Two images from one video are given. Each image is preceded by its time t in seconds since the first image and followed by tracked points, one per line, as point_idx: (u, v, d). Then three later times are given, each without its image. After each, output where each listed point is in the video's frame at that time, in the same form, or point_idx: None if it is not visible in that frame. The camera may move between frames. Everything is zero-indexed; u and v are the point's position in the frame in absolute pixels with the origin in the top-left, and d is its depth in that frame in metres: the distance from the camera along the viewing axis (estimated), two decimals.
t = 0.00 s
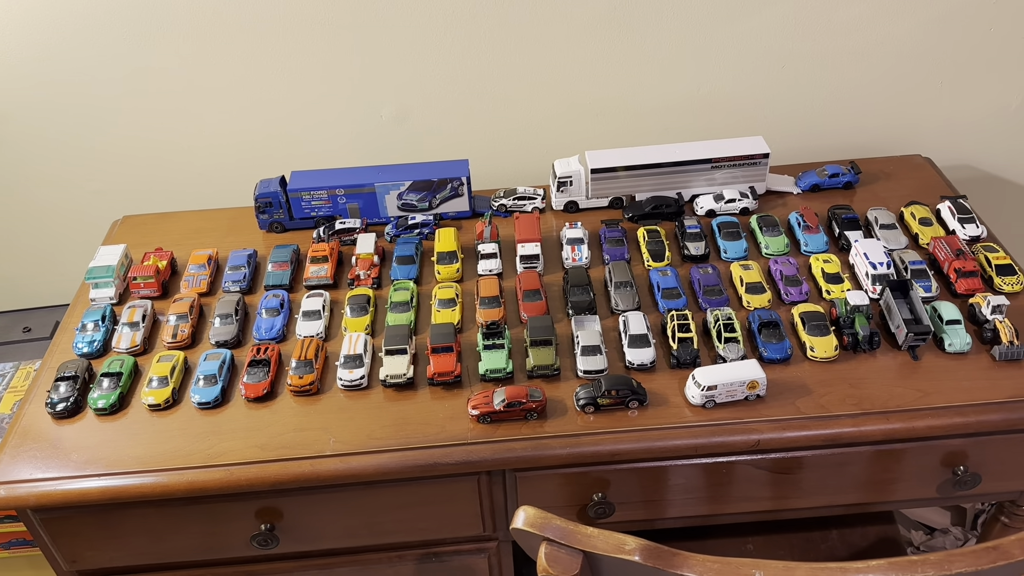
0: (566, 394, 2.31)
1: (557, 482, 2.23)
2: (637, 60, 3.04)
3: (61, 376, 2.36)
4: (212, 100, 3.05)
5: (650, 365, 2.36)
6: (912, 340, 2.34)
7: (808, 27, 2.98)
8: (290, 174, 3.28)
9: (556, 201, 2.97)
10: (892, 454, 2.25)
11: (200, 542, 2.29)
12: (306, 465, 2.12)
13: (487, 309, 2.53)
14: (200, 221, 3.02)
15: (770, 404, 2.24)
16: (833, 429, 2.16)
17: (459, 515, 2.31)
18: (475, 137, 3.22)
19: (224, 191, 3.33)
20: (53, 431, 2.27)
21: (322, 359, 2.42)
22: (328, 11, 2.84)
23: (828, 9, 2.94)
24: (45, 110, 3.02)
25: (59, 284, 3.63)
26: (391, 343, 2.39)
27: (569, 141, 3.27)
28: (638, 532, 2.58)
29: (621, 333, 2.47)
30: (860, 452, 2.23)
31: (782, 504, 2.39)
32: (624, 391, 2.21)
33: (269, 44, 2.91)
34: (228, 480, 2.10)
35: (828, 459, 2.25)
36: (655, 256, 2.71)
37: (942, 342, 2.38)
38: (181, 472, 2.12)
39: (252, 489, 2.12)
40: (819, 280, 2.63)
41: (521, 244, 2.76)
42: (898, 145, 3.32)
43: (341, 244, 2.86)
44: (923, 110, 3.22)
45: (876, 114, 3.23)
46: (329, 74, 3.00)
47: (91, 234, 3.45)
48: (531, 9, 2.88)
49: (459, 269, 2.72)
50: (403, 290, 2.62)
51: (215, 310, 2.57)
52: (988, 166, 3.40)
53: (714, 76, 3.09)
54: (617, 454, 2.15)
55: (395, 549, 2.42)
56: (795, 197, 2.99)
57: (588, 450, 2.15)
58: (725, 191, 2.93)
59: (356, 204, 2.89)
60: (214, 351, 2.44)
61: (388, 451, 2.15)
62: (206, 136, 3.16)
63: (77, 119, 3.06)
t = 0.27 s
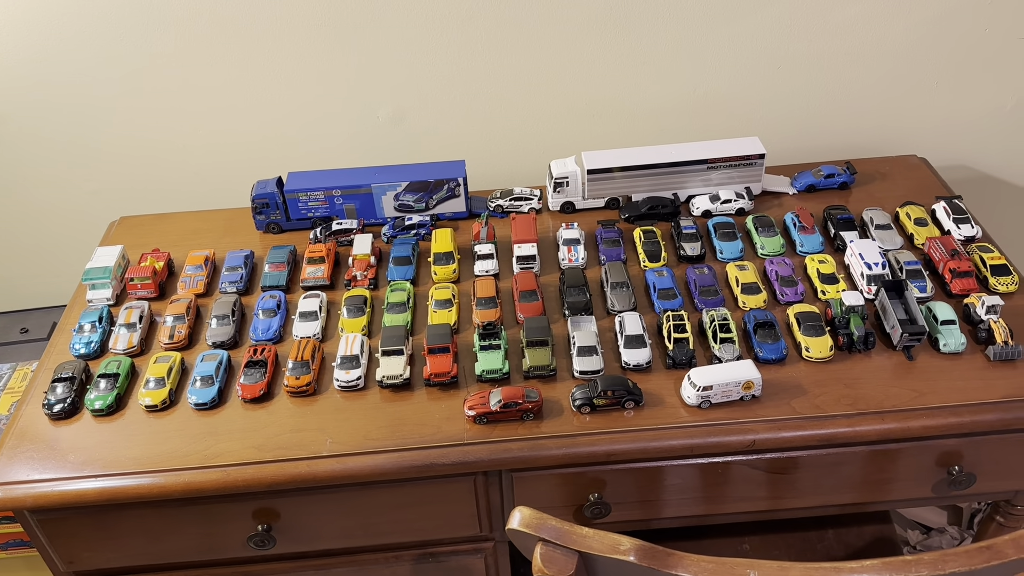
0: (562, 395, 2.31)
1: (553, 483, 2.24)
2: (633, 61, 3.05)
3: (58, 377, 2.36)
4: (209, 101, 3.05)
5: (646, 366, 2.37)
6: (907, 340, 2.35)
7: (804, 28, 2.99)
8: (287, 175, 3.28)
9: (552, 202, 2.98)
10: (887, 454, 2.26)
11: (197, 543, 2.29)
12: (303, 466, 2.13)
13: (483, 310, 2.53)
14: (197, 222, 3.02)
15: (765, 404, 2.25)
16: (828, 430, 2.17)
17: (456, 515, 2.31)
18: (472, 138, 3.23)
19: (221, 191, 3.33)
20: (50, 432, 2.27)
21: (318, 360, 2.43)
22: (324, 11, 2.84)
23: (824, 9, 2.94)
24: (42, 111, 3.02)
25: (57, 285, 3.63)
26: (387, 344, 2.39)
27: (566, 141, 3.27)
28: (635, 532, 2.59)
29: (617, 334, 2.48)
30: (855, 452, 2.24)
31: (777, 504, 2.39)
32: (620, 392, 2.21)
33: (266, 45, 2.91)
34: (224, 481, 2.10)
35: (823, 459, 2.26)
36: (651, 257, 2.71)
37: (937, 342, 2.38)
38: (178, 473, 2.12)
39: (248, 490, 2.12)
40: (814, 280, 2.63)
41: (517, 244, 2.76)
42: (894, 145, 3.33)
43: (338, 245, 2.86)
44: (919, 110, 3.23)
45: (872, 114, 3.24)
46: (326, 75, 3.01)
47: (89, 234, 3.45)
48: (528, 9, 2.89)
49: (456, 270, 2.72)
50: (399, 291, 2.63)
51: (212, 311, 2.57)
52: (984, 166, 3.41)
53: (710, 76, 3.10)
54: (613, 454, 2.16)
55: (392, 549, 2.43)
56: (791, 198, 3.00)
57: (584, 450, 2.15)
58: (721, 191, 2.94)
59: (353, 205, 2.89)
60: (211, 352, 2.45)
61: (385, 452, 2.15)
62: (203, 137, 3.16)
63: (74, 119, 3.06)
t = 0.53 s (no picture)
0: (562, 396, 2.30)
1: (553, 485, 2.23)
2: (633, 61, 3.04)
3: (56, 379, 2.35)
4: (207, 102, 3.04)
5: (646, 367, 2.36)
6: (909, 342, 2.34)
7: (804, 28, 2.98)
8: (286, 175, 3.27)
9: (552, 203, 2.97)
10: (888, 456, 2.25)
11: (195, 546, 2.28)
12: (302, 468, 2.11)
13: (483, 311, 2.52)
14: (195, 222, 3.01)
15: (766, 406, 2.24)
16: (829, 432, 2.16)
17: (455, 518, 2.30)
18: (471, 139, 3.22)
19: (219, 192, 3.32)
20: (47, 435, 2.26)
21: (317, 362, 2.41)
22: (323, 12, 2.83)
23: (824, 10, 2.93)
24: (40, 111, 3.01)
25: (55, 286, 3.62)
26: (387, 345, 2.38)
27: (565, 142, 3.26)
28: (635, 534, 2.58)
29: (617, 335, 2.47)
30: (856, 454, 2.23)
31: (778, 506, 2.38)
32: (620, 394, 2.20)
33: (264, 46, 2.90)
34: (223, 484, 2.09)
35: (825, 461, 2.25)
36: (651, 258, 2.70)
37: (939, 343, 2.38)
38: (176, 476, 2.11)
39: (247, 493, 2.11)
40: (815, 281, 2.62)
41: (517, 246, 2.75)
42: (894, 145, 3.32)
43: (336, 246, 2.85)
44: (919, 110, 3.22)
45: (872, 115, 3.23)
46: (325, 75, 3.00)
47: (86, 235, 3.44)
48: (527, 9, 2.88)
49: (455, 271, 2.71)
50: (398, 292, 2.62)
51: (210, 312, 2.56)
52: (984, 166, 3.40)
53: (710, 76, 3.09)
54: (614, 457, 2.15)
55: (391, 552, 2.42)
56: (791, 198, 2.99)
57: (584, 453, 2.14)
58: (721, 192, 2.93)
59: (351, 206, 2.88)
60: (209, 354, 2.43)
61: (384, 454, 2.14)
62: (201, 137, 3.15)
63: (72, 120, 3.05)
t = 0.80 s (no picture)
0: (568, 397, 2.29)
1: (559, 486, 2.21)
2: (638, 60, 3.02)
3: (58, 380, 2.33)
4: (209, 101, 3.02)
5: (653, 368, 2.34)
6: (917, 342, 2.33)
7: (809, 26, 2.96)
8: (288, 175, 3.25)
9: (556, 202, 2.95)
10: (896, 457, 2.24)
11: (199, 548, 2.26)
12: (307, 470, 2.10)
13: (488, 312, 2.51)
14: (197, 222, 2.99)
15: (774, 406, 2.23)
16: (837, 433, 2.14)
17: (460, 520, 2.29)
18: (475, 138, 3.20)
19: (221, 191, 3.30)
20: (49, 436, 2.24)
21: (321, 362, 2.40)
22: (326, 10, 2.81)
23: (830, 8, 2.92)
24: (41, 110, 2.99)
25: (56, 286, 3.60)
26: (391, 346, 2.36)
27: (569, 141, 3.25)
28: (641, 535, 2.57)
29: (623, 335, 2.45)
30: (864, 454, 2.22)
31: (784, 507, 2.37)
32: (627, 394, 2.19)
33: (266, 44, 2.88)
34: (227, 486, 2.08)
35: (832, 462, 2.23)
36: (656, 257, 2.69)
37: (947, 344, 2.36)
38: (180, 478, 2.09)
39: (251, 495, 2.09)
40: (821, 281, 2.61)
41: (521, 245, 2.73)
42: (900, 144, 3.30)
43: (340, 245, 2.83)
44: (924, 109, 3.21)
45: (877, 114, 3.21)
46: (328, 74, 2.98)
47: (88, 235, 3.42)
48: (531, 7, 2.86)
49: (459, 271, 2.70)
50: (402, 292, 2.60)
51: (213, 313, 2.54)
52: (990, 165, 3.38)
53: (715, 75, 3.07)
54: (621, 458, 2.13)
55: (395, 553, 2.40)
56: (797, 198, 2.98)
57: (591, 454, 2.13)
58: (726, 191, 2.91)
59: (354, 205, 2.86)
60: (212, 355, 2.42)
61: (389, 456, 2.12)
62: (203, 136, 3.13)
63: (73, 118, 3.03)
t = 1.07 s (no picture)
0: (577, 397, 2.28)
1: (568, 486, 2.21)
2: (645, 58, 3.01)
3: (65, 379, 2.32)
4: (215, 99, 3.01)
5: (662, 367, 2.34)
6: (927, 341, 2.32)
7: (817, 24, 2.95)
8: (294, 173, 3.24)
9: (563, 200, 2.94)
10: (906, 457, 2.23)
11: (206, 548, 2.26)
12: (315, 470, 2.09)
13: (496, 311, 2.50)
14: (202, 221, 2.98)
15: (784, 406, 2.22)
16: (848, 432, 2.13)
17: (469, 519, 2.28)
18: (482, 136, 3.19)
19: (226, 190, 3.29)
20: (57, 436, 2.23)
21: (329, 362, 2.39)
22: (332, 7, 2.80)
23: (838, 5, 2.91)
24: (46, 109, 2.98)
25: (61, 285, 3.59)
26: (399, 345, 2.35)
27: (576, 139, 3.24)
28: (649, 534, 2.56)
29: (632, 335, 2.44)
30: (874, 454, 2.21)
31: (793, 507, 2.36)
32: (637, 394, 2.18)
33: (272, 42, 2.87)
34: (235, 486, 2.07)
35: (842, 462, 2.23)
36: (664, 256, 2.68)
37: (957, 343, 2.35)
38: (188, 478, 2.08)
39: (260, 495, 2.09)
40: (830, 280, 2.60)
41: (529, 244, 2.72)
42: (907, 142, 3.29)
43: (346, 244, 2.83)
44: (932, 107, 3.19)
45: (885, 112, 3.20)
46: (334, 73, 2.97)
47: (92, 234, 3.41)
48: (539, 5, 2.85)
49: (467, 270, 2.69)
50: (410, 291, 2.59)
51: (220, 312, 2.53)
52: (997, 163, 3.37)
53: (722, 73, 3.06)
54: (630, 458, 2.12)
55: (403, 553, 2.39)
56: (804, 196, 2.97)
57: (600, 454, 2.12)
58: (734, 190, 2.90)
59: (361, 204, 2.85)
60: (220, 354, 2.41)
61: (398, 455, 2.12)
62: (208, 135, 3.12)
63: (79, 117, 3.02)
